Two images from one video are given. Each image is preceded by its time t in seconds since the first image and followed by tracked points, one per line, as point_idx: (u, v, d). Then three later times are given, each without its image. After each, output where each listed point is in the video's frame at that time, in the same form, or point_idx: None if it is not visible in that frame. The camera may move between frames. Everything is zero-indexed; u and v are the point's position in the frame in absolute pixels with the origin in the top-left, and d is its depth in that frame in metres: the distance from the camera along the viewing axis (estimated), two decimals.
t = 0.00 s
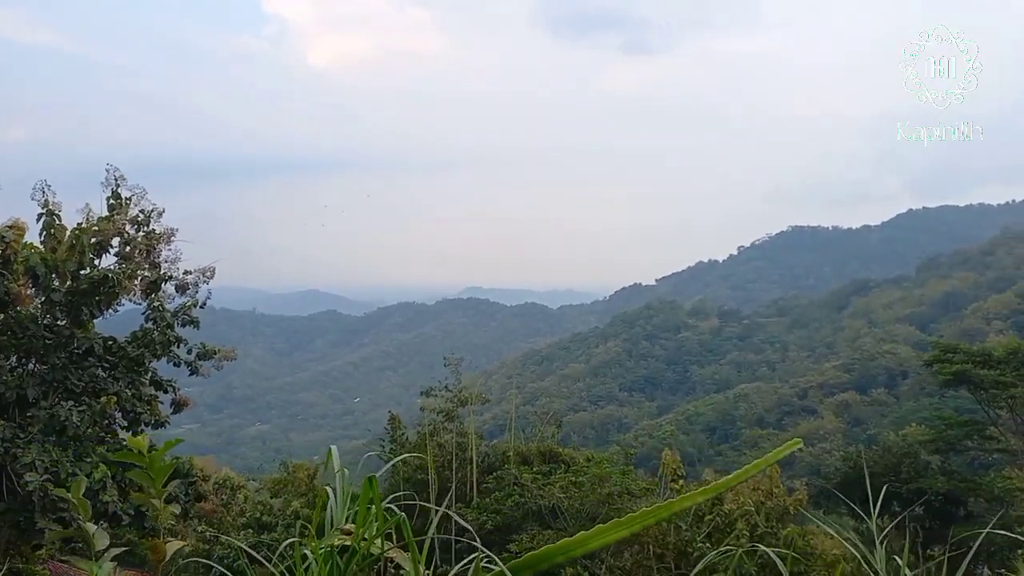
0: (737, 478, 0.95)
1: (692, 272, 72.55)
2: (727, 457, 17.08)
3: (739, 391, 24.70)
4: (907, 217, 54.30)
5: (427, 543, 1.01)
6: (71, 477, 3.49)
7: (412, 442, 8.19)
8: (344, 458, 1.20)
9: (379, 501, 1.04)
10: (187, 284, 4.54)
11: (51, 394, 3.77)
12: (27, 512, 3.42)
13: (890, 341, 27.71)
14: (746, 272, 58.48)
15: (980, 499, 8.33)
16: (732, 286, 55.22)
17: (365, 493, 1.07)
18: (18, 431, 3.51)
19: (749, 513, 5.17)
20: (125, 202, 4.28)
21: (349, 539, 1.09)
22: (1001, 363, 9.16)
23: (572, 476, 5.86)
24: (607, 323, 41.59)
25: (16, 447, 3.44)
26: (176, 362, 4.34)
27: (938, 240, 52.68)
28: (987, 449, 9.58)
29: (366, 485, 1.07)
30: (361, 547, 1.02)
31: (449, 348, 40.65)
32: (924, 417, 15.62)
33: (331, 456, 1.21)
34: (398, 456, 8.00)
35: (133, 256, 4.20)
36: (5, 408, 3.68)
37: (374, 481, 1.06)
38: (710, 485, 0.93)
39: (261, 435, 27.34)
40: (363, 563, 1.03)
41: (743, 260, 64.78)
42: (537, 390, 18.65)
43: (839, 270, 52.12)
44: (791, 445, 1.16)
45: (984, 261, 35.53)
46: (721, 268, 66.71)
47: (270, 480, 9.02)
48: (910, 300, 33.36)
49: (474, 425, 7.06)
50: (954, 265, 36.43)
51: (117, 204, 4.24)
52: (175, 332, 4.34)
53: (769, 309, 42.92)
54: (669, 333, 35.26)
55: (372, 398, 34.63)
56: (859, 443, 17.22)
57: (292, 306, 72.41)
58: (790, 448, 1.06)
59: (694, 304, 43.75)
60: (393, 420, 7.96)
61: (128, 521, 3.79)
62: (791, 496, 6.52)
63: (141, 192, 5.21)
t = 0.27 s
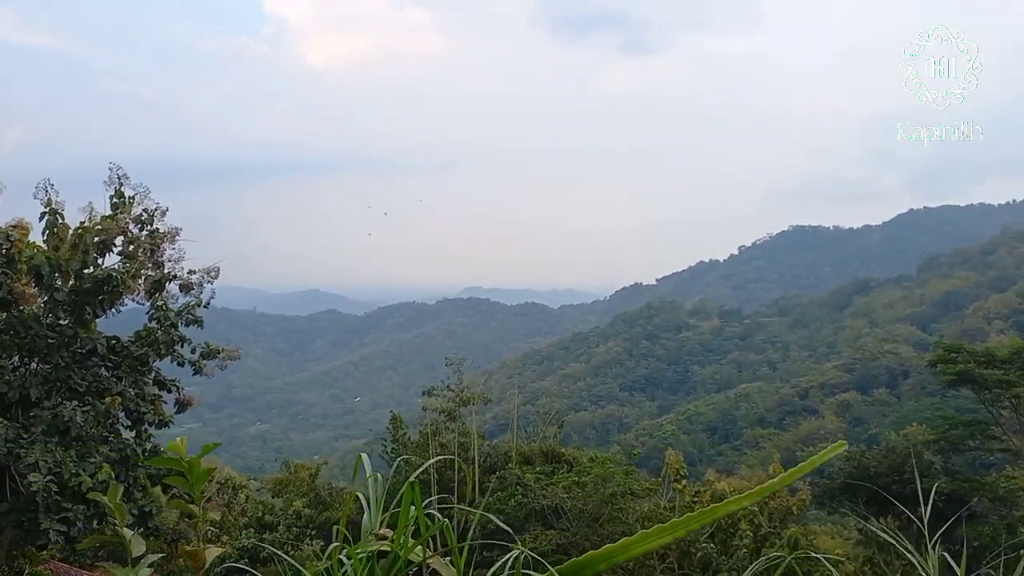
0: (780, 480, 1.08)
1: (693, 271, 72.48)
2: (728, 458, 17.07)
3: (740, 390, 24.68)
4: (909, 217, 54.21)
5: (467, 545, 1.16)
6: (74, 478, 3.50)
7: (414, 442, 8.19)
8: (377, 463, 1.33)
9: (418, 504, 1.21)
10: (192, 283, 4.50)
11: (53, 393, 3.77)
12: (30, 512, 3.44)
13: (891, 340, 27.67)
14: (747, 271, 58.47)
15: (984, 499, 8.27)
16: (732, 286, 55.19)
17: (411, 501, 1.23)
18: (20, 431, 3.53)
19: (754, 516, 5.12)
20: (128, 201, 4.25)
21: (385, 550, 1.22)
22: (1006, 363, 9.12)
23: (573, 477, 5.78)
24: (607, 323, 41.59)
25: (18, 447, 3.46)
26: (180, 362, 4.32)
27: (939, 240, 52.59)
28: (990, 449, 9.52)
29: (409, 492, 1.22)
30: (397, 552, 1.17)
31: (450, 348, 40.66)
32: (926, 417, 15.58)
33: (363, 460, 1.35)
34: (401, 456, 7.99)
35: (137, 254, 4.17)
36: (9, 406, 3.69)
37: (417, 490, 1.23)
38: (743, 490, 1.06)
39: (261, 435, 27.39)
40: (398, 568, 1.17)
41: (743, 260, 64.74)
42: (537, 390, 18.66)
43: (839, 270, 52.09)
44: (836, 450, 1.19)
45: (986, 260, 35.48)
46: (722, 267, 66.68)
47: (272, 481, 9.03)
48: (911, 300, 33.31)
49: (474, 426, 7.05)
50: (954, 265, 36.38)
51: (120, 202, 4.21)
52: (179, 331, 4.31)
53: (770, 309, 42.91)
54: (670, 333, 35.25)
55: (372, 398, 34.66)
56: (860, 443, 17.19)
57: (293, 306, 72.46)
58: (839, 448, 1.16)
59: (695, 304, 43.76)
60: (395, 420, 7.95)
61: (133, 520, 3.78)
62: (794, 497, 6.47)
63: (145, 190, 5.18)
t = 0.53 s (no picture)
0: (810, 487, 1.17)
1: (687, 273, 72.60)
2: (720, 461, 17.11)
3: (734, 392, 24.72)
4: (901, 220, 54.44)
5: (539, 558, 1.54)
6: (71, 481, 3.48)
7: (409, 444, 8.18)
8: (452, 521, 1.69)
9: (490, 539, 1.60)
10: (189, 285, 4.48)
11: (50, 395, 3.76)
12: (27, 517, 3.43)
13: (884, 342, 27.77)
14: (740, 274, 58.65)
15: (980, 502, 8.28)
16: (726, 289, 55.33)
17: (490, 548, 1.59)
18: (18, 435, 3.52)
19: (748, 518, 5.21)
20: (125, 202, 4.25)
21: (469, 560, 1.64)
22: (1002, 365, 9.12)
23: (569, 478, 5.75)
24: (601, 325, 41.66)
25: (15, 450, 3.45)
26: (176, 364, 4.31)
27: (932, 242, 52.77)
28: (986, 452, 9.51)
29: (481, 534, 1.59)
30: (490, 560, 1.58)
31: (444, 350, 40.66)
32: (917, 420, 15.62)
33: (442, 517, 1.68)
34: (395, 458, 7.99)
35: (134, 256, 4.16)
36: (5, 410, 3.68)
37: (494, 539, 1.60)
38: (796, 490, 1.14)
39: (254, 437, 27.40)
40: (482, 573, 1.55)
41: (737, 262, 64.90)
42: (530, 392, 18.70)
43: (832, 272, 52.28)
44: (871, 453, 1.42)
45: (977, 263, 35.66)
46: (716, 269, 66.84)
47: (267, 482, 9.05)
48: (903, 302, 33.44)
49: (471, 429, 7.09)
50: (947, 268, 36.55)
51: (117, 204, 4.21)
52: (176, 334, 4.29)
53: (763, 311, 43.03)
54: (663, 335, 35.31)
55: (366, 400, 34.67)
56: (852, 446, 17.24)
57: (287, 308, 72.37)
58: (868, 458, 1.34)
59: (688, 306, 43.85)
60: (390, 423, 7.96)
61: (131, 523, 3.77)
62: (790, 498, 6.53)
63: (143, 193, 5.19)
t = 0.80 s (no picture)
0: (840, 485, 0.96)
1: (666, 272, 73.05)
2: (699, 460, 17.27)
3: (712, 391, 24.93)
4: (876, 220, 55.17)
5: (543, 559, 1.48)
6: (53, 488, 3.45)
7: (391, 446, 8.15)
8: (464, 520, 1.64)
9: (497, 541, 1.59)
10: (170, 289, 4.44)
11: (30, 401, 3.73)
12: (7, 525, 3.40)
13: (860, 341, 28.12)
14: (718, 273, 59.12)
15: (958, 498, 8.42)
16: (704, 288, 55.76)
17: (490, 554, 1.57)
18: None
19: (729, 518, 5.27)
20: (106, 206, 4.20)
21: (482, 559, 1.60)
22: (979, 362, 9.24)
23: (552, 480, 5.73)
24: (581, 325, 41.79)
25: None
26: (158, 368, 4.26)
27: (907, 241, 53.52)
28: (964, 449, 9.63)
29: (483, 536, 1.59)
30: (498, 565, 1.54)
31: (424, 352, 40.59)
32: (892, 417, 15.84)
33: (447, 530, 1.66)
34: (378, 461, 7.97)
35: (114, 260, 4.11)
36: None
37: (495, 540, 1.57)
38: (816, 493, 0.92)
39: (232, 441, 27.25)
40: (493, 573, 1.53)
41: (715, 262, 65.41)
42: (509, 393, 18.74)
43: (809, 272, 52.89)
44: (895, 456, 1.09)
45: (950, 262, 36.22)
46: (694, 268, 67.30)
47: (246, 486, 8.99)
48: (878, 301, 33.90)
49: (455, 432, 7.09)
50: (921, 267, 37.10)
51: (98, 208, 4.16)
52: (157, 338, 4.24)
53: (741, 310, 43.41)
54: (642, 335, 35.50)
55: (345, 403, 34.54)
56: (829, 444, 17.45)
57: (266, 311, 71.93)
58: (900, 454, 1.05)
59: (667, 305, 44.12)
60: (372, 425, 7.93)
61: (114, 529, 3.73)
62: (770, 496, 6.60)
63: (123, 195, 5.13)
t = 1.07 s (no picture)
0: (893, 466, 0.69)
1: (645, 271, 73.42)
2: (677, 459, 17.42)
3: (691, 390, 25.13)
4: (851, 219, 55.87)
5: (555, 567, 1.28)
6: (30, 493, 3.41)
7: (372, 447, 8.14)
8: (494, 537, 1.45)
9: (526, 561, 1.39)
10: (150, 291, 4.38)
11: (7, 405, 3.67)
12: None
13: (835, 338, 28.47)
14: (696, 273, 59.56)
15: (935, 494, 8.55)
16: (682, 288, 56.15)
17: None
18: None
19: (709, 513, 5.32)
20: (84, 207, 4.15)
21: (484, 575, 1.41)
22: (954, 360, 9.29)
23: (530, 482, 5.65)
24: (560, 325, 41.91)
25: None
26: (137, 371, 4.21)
27: (881, 240, 54.22)
28: (942, 445, 9.76)
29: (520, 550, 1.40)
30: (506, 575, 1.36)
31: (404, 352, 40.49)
32: (867, 415, 16.04)
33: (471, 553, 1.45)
34: (358, 462, 7.95)
35: (92, 262, 4.05)
36: None
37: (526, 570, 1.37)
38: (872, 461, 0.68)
39: (210, 444, 27.07)
40: None
41: (693, 262, 65.90)
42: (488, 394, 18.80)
43: (785, 270, 53.42)
44: (910, 452, 0.80)
45: (923, 260, 36.77)
46: (672, 268, 67.75)
47: (224, 489, 8.93)
48: (853, 299, 34.35)
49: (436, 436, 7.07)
50: (895, 266, 37.62)
51: (76, 209, 4.10)
52: (136, 341, 4.18)
53: (718, 309, 43.77)
54: (621, 335, 35.68)
55: (324, 404, 34.38)
56: (807, 442, 17.65)
57: (243, 313, 71.42)
58: (927, 449, 0.73)
59: (646, 305, 44.38)
60: (353, 426, 7.91)
61: (92, 535, 3.70)
62: (752, 494, 6.51)
63: (101, 196, 5.07)
